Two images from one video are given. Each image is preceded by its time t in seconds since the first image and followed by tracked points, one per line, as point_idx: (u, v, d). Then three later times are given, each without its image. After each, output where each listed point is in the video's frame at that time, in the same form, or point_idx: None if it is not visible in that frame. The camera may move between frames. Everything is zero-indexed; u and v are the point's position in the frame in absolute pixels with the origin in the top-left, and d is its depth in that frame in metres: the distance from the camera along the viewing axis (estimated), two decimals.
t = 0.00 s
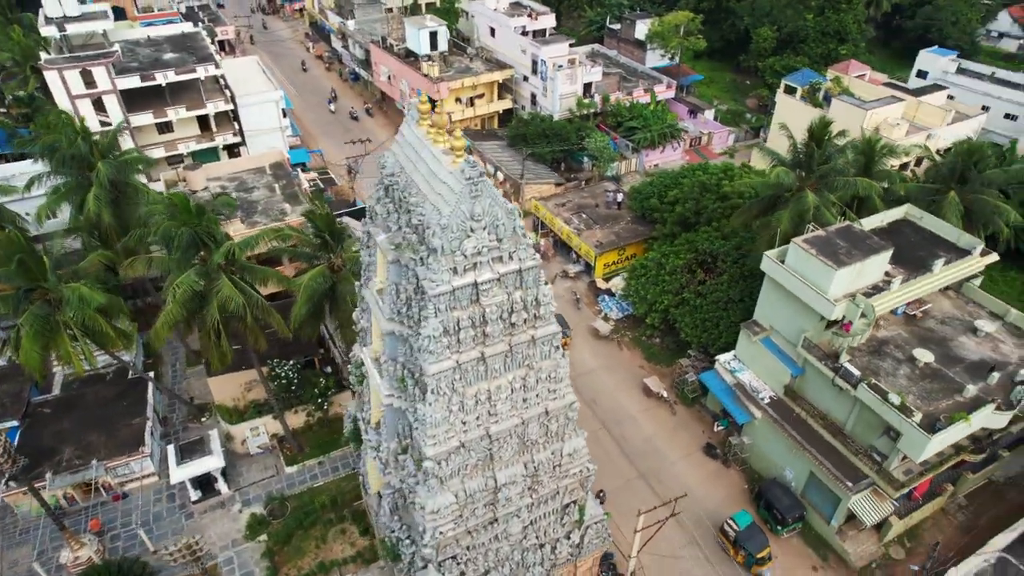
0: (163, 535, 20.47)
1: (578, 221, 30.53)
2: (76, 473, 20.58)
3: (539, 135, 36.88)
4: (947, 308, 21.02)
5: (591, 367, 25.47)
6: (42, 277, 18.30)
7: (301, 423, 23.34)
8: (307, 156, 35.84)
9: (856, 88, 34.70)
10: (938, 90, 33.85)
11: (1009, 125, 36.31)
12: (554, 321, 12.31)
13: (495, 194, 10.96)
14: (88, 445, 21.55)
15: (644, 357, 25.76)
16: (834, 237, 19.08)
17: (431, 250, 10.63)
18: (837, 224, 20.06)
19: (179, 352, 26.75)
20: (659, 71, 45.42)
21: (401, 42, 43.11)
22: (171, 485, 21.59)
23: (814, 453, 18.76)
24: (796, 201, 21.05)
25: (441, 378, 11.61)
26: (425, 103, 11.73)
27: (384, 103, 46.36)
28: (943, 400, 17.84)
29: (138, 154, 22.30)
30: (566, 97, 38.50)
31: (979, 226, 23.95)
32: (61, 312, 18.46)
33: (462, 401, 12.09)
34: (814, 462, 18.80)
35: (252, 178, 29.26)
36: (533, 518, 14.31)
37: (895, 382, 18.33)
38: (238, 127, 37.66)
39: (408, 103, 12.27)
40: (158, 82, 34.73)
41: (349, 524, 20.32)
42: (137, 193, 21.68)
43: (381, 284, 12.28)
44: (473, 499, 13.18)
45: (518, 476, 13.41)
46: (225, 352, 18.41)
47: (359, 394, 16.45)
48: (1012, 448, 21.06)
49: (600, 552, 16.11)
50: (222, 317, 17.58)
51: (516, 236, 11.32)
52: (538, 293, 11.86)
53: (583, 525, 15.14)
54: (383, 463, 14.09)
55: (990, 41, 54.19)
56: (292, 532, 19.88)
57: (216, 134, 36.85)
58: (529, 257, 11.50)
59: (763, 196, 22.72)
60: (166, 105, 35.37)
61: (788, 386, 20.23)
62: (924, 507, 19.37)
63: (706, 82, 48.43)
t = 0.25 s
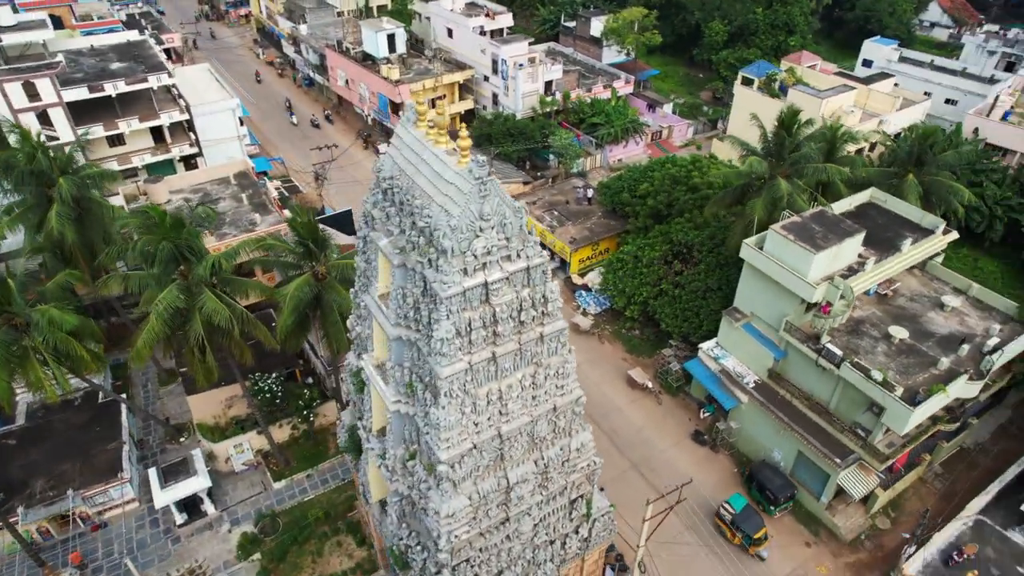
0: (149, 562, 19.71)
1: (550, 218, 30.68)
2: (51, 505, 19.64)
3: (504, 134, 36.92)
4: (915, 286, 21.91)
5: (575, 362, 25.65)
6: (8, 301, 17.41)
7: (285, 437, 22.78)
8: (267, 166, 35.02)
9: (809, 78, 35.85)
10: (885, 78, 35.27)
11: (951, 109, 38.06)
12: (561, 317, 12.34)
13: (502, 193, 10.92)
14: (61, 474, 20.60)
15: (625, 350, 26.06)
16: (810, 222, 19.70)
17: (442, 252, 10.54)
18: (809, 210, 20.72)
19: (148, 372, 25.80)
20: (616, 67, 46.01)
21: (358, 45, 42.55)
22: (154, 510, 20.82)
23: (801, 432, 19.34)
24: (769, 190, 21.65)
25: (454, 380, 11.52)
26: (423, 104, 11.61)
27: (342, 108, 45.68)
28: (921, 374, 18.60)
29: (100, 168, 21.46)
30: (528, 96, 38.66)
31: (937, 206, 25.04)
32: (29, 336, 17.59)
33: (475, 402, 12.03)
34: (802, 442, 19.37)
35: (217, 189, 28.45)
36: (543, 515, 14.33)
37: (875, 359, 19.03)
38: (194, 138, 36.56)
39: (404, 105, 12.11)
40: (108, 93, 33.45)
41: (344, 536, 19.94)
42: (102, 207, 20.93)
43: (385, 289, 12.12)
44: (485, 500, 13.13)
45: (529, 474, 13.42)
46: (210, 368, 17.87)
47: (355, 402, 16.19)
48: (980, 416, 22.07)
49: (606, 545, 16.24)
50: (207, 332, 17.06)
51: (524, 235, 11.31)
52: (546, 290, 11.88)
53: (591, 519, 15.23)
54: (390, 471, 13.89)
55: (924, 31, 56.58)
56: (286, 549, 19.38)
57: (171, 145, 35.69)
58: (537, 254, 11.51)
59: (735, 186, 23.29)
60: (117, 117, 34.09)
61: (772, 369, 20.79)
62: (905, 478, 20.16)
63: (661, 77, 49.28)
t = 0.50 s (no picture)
0: None
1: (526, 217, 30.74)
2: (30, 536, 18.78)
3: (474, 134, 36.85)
4: (888, 269, 22.67)
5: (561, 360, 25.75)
6: None
7: (273, 450, 22.28)
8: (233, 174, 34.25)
9: (770, 71, 36.71)
10: (842, 69, 36.38)
11: (903, 98, 39.48)
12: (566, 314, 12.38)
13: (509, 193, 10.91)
14: (39, 503, 19.72)
15: (610, 345, 26.28)
16: (789, 211, 20.20)
17: (453, 254, 10.47)
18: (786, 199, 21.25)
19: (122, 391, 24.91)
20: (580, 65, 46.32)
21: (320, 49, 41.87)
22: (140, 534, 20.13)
23: (790, 416, 19.81)
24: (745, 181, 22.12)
25: (466, 382, 11.45)
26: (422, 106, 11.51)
27: (305, 113, 44.88)
28: (901, 353, 19.26)
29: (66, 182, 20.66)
30: (495, 95, 38.68)
31: (901, 191, 25.96)
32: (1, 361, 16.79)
33: (486, 403, 11.98)
34: (791, 425, 19.87)
35: (185, 200, 27.67)
36: (552, 513, 14.36)
37: (857, 341, 19.62)
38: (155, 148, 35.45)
39: (401, 107, 11.98)
40: (61, 104, 32.16)
41: (342, 547, 19.62)
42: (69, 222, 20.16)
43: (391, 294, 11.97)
44: (498, 501, 13.09)
45: (539, 472, 13.43)
46: (197, 384, 17.39)
47: (353, 410, 15.97)
48: (953, 390, 22.97)
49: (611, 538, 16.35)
50: (194, 347, 16.61)
51: (530, 233, 11.32)
52: (552, 288, 11.90)
53: (597, 513, 15.32)
54: (397, 477, 13.72)
55: (870, 24, 58.45)
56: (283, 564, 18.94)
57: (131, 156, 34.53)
58: (544, 252, 11.52)
59: (711, 179, 23.71)
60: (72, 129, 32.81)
61: (757, 356, 21.26)
62: (889, 455, 20.85)
63: (622, 73, 49.86)
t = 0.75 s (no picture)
0: None
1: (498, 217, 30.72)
2: None
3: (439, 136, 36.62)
4: (856, 251, 23.50)
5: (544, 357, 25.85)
6: None
7: (259, 467, 21.67)
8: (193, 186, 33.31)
9: (725, 64, 37.60)
10: (793, 60, 37.51)
11: (851, 87, 41.00)
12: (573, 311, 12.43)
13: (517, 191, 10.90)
14: (13, 540, 18.71)
15: (591, 340, 26.48)
16: (763, 200, 20.74)
17: (465, 254, 10.39)
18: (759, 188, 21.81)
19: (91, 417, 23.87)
20: (537, 63, 46.51)
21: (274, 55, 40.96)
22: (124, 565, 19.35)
23: (775, 399, 20.36)
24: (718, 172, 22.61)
25: (480, 383, 11.38)
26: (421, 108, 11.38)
27: (261, 122, 43.83)
28: (877, 331, 19.99)
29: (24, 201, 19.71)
30: (457, 97, 38.51)
31: (861, 176, 26.94)
32: None
33: (499, 404, 11.92)
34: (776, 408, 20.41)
35: (146, 214, 26.72)
36: (562, 509, 14.38)
37: (835, 322, 20.28)
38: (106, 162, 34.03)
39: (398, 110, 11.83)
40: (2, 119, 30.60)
41: (339, 560, 19.24)
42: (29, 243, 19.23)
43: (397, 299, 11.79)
44: (512, 501, 13.04)
45: (550, 470, 13.45)
46: (183, 403, 16.84)
47: (351, 420, 15.68)
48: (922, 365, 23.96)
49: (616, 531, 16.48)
50: (179, 365, 16.04)
51: (538, 232, 11.33)
52: (559, 285, 11.94)
53: (604, 506, 15.43)
54: (406, 485, 13.52)
55: (811, 16, 60.38)
56: None
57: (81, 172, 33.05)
58: (551, 250, 11.55)
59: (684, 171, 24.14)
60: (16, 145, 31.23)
61: (739, 343, 21.76)
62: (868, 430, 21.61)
63: (579, 71, 50.28)
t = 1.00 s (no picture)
0: None
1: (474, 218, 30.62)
2: None
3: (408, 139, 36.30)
4: (829, 238, 24.16)
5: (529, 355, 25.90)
6: None
7: (247, 483, 21.12)
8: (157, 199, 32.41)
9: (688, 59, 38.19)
10: (753, 54, 38.33)
11: (807, 78, 42.15)
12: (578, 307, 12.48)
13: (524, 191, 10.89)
14: None
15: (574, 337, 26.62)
16: (742, 191, 21.16)
17: (477, 255, 10.33)
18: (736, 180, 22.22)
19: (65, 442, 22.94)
20: (500, 63, 46.48)
21: (233, 61, 39.99)
22: None
23: (762, 386, 20.81)
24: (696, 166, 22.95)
25: (494, 384, 11.33)
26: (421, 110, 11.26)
27: (221, 130, 42.73)
28: (856, 314, 20.59)
29: None
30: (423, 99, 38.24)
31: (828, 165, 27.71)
32: None
33: (511, 404, 11.89)
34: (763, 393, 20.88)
35: (112, 228, 25.82)
36: (571, 506, 14.42)
37: (816, 308, 20.81)
38: (61, 177, 32.40)
39: (396, 113, 11.68)
40: None
41: (337, 573, 18.89)
42: None
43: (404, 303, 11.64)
44: (525, 501, 13.03)
45: (560, 467, 13.48)
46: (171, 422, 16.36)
47: (351, 429, 15.46)
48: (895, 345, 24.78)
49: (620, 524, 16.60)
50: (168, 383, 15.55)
51: (544, 230, 11.34)
52: (565, 282, 11.97)
53: (609, 500, 15.54)
54: (415, 492, 13.35)
55: (763, 10, 61.81)
56: None
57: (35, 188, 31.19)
58: (557, 247, 11.57)
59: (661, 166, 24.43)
60: None
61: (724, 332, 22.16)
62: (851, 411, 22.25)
63: (541, 69, 50.46)
